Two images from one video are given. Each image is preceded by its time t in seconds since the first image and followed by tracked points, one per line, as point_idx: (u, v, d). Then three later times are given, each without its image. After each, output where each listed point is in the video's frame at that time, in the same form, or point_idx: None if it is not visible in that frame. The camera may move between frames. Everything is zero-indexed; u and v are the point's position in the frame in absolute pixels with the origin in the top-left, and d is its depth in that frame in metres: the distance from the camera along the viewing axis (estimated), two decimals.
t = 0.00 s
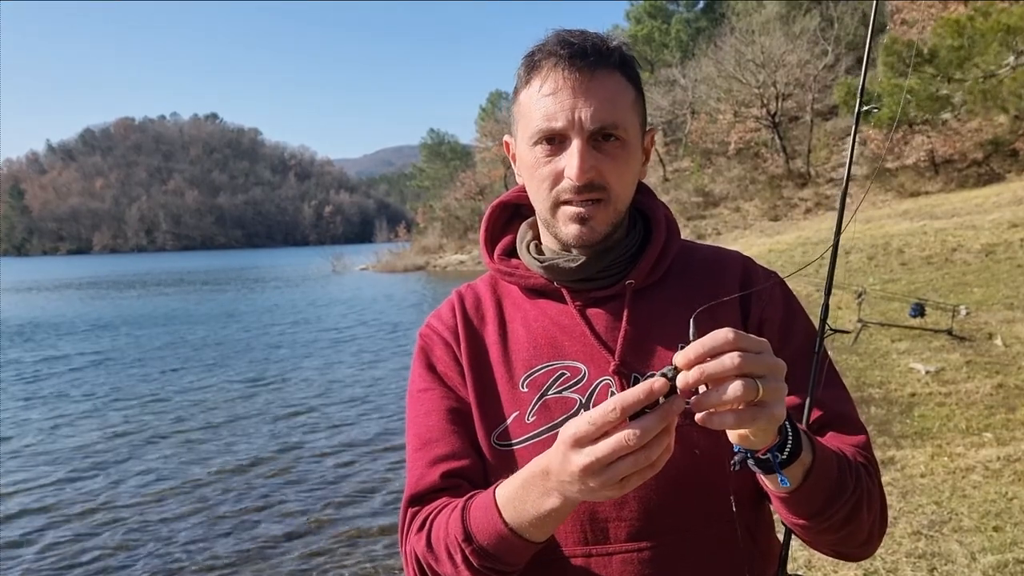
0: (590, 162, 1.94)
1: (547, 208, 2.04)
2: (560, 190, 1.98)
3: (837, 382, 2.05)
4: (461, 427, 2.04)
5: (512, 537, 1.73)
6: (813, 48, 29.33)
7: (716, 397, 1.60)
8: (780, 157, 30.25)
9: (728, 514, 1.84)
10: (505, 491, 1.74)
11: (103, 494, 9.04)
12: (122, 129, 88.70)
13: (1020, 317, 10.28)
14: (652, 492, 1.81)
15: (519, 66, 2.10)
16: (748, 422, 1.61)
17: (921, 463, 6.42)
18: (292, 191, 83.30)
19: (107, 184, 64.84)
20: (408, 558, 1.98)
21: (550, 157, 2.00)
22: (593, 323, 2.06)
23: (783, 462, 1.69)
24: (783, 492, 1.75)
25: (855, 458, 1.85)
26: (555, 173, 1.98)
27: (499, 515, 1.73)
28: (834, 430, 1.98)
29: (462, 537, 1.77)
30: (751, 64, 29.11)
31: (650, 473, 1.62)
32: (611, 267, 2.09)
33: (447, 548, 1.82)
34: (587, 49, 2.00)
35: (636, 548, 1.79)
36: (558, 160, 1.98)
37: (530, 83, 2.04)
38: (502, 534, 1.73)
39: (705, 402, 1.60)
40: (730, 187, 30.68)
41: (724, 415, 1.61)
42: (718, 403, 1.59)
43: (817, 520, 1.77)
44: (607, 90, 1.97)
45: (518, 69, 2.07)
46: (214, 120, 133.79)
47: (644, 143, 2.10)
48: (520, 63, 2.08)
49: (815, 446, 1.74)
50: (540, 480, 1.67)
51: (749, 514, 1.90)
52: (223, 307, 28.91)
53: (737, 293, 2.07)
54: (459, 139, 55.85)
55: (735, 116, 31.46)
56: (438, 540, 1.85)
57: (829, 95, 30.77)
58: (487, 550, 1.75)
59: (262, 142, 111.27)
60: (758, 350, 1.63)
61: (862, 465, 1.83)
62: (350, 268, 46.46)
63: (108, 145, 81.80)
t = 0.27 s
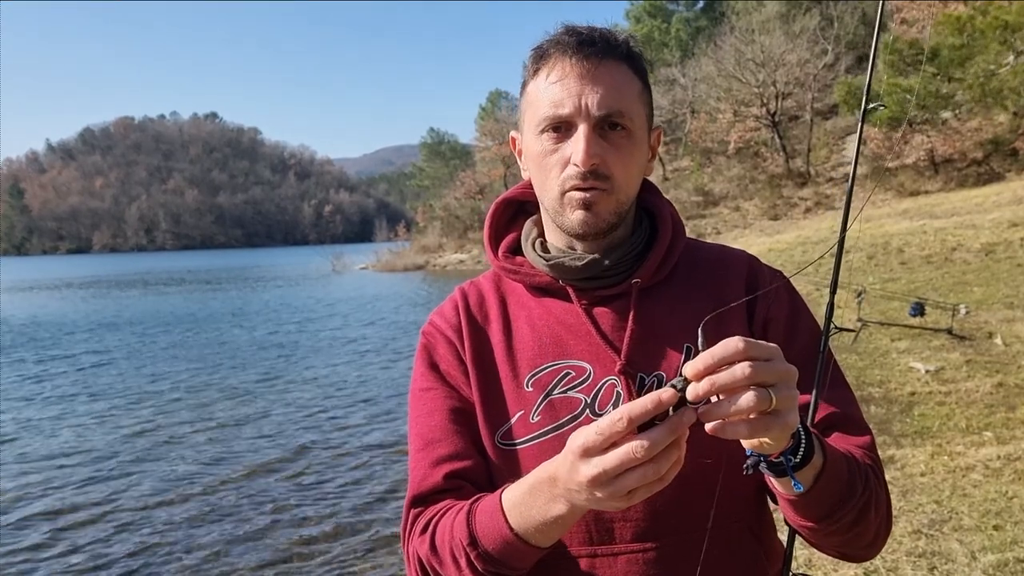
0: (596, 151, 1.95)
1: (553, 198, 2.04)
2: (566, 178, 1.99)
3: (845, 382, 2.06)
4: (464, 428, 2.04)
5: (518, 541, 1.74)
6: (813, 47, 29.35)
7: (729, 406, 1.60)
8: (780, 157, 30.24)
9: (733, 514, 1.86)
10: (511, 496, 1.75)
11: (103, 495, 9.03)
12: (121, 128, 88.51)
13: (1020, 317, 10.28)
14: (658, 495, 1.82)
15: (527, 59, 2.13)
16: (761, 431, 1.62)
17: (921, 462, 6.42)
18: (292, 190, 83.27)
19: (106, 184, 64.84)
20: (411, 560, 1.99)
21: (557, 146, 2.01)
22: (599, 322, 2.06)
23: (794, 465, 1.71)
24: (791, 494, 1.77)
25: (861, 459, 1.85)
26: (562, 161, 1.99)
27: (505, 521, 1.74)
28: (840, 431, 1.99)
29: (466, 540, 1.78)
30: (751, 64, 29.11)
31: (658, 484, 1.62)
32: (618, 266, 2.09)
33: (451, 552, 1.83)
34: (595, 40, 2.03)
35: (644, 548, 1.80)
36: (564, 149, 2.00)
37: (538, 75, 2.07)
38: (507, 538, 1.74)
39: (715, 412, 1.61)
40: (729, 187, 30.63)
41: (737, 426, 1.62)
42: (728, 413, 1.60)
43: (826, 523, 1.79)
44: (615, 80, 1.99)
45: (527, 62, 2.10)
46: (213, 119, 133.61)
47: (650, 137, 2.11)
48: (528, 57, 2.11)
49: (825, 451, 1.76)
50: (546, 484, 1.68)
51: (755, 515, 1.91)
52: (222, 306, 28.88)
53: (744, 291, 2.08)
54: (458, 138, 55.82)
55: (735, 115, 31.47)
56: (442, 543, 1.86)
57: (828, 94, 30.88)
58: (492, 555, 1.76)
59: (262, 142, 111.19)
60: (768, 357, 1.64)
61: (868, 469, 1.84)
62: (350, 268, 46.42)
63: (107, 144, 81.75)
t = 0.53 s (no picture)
0: (600, 148, 1.94)
1: (556, 196, 2.04)
2: (569, 176, 1.98)
3: (848, 380, 2.07)
4: (466, 431, 2.04)
5: (521, 549, 1.74)
6: (813, 47, 29.35)
7: (734, 415, 1.60)
8: (780, 156, 30.21)
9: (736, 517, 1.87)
10: (513, 503, 1.75)
11: (103, 495, 9.02)
12: (120, 128, 88.39)
13: (1020, 317, 10.27)
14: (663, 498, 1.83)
15: (529, 54, 2.12)
16: (768, 440, 1.62)
17: (921, 461, 6.42)
18: (292, 190, 83.26)
19: (106, 184, 64.83)
20: (412, 561, 2.00)
21: (559, 142, 2.01)
22: (603, 324, 2.06)
23: (802, 473, 1.71)
24: (798, 501, 1.78)
25: (866, 461, 1.86)
26: (565, 158, 1.99)
27: (506, 528, 1.75)
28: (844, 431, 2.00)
29: (468, 546, 1.79)
30: (751, 64, 29.12)
31: (663, 497, 1.62)
32: (621, 267, 2.09)
33: (452, 557, 1.84)
34: (599, 34, 2.03)
35: (648, 552, 1.81)
36: (567, 145, 1.99)
37: (541, 69, 2.07)
38: (508, 546, 1.74)
39: (722, 422, 1.61)
40: (729, 187, 30.58)
41: (743, 434, 1.62)
42: (734, 424, 1.60)
43: (831, 526, 1.80)
44: (618, 75, 1.99)
45: (529, 57, 2.10)
46: (213, 119, 133.59)
47: (654, 135, 2.11)
48: (530, 52, 2.11)
49: (831, 455, 1.76)
50: (548, 494, 1.68)
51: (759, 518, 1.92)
52: (222, 306, 28.87)
53: (749, 291, 2.09)
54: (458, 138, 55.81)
55: (735, 115, 31.46)
56: (443, 548, 1.86)
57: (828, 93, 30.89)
58: (493, 562, 1.77)
59: (262, 142, 111.20)
60: (773, 364, 1.63)
61: (873, 471, 1.85)
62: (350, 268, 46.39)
63: (107, 144, 81.75)
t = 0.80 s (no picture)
0: (599, 141, 1.94)
1: (556, 191, 2.02)
2: (568, 170, 1.97)
3: (853, 382, 2.07)
4: (468, 439, 2.04)
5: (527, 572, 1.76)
6: (813, 46, 29.36)
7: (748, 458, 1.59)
8: (780, 156, 30.20)
9: (740, 525, 1.88)
10: (518, 528, 1.75)
11: (102, 492, 9.00)
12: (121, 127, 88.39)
13: (1020, 316, 10.26)
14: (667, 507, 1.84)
15: (527, 50, 2.12)
16: (784, 476, 1.62)
17: (921, 461, 6.41)
18: (292, 190, 83.27)
19: (106, 182, 64.84)
20: (413, 569, 2.00)
21: (559, 137, 2.00)
22: (606, 327, 2.06)
23: (815, 497, 1.72)
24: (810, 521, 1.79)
25: (874, 472, 1.86)
26: (564, 153, 1.98)
27: (512, 554, 1.74)
28: (851, 434, 2.00)
29: (472, 567, 1.80)
30: (751, 63, 29.13)
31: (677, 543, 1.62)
32: (626, 268, 2.08)
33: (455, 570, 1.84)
34: (597, 27, 2.03)
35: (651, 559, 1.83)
36: (566, 139, 1.99)
37: (539, 64, 2.06)
38: (513, 570, 1.75)
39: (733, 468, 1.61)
40: (729, 186, 30.54)
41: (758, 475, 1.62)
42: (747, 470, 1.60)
43: (838, 539, 1.82)
44: (618, 68, 1.99)
45: (528, 52, 2.09)
46: (213, 119, 133.58)
47: (655, 130, 2.10)
48: (529, 48, 2.10)
49: (842, 473, 1.76)
50: (555, 526, 1.68)
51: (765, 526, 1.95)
52: (222, 306, 28.86)
53: (753, 294, 2.08)
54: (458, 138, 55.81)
55: (735, 115, 31.45)
56: (446, 562, 1.86)
57: (828, 93, 30.91)
58: None
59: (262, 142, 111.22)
60: (782, 399, 1.61)
61: (880, 480, 1.85)
62: (349, 267, 46.36)
63: (108, 144, 81.76)
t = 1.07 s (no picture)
0: (597, 140, 1.94)
1: (555, 192, 2.03)
2: (567, 171, 1.97)
3: (853, 383, 2.08)
4: (467, 432, 2.04)
5: (526, 560, 1.75)
6: (812, 46, 29.38)
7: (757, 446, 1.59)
8: (780, 156, 30.19)
9: (738, 517, 1.90)
10: (518, 515, 1.75)
11: (101, 490, 8.99)
12: (120, 126, 88.38)
13: (1019, 316, 10.27)
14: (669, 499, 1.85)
15: (524, 52, 2.12)
16: (796, 462, 1.62)
17: (921, 460, 6.42)
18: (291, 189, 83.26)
19: (105, 182, 64.79)
20: (411, 564, 1.99)
21: (556, 138, 2.00)
22: (607, 322, 2.06)
23: (822, 485, 1.73)
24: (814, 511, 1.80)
25: (876, 465, 1.87)
26: (562, 154, 1.98)
27: (512, 539, 1.74)
28: (852, 432, 2.01)
29: (471, 554, 1.79)
30: (750, 63, 29.14)
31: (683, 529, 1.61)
32: (627, 264, 2.08)
33: (454, 561, 1.84)
34: (594, 28, 2.03)
35: (653, 552, 1.85)
36: (564, 140, 1.98)
37: (537, 66, 2.06)
38: (513, 558, 1.75)
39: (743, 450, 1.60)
40: (728, 186, 30.52)
41: (768, 459, 1.62)
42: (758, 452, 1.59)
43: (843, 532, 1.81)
44: (614, 70, 1.99)
45: (525, 54, 2.09)
46: (212, 119, 133.47)
47: (653, 128, 2.10)
48: (526, 49, 2.10)
49: (847, 465, 1.77)
50: (556, 510, 1.68)
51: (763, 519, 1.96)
52: (221, 305, 28.85)
53: (754, 292, 2.08)
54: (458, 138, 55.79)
55: (735, 115, 31.44)
56: (445, 552, 1.86)
57: (827, 93, 30.92)
58: (496, 569, 1.77)
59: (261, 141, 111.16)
60: (790, 388, 1.62)
61: (883, 474, 1.85)
62: (349, 267, 46.33)
63: (107, 143, 81.71)
